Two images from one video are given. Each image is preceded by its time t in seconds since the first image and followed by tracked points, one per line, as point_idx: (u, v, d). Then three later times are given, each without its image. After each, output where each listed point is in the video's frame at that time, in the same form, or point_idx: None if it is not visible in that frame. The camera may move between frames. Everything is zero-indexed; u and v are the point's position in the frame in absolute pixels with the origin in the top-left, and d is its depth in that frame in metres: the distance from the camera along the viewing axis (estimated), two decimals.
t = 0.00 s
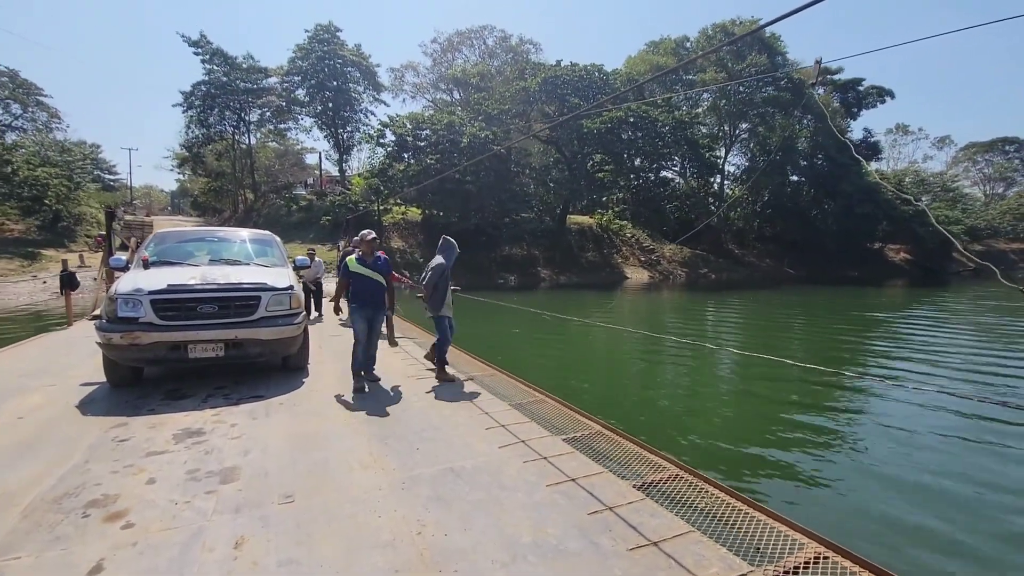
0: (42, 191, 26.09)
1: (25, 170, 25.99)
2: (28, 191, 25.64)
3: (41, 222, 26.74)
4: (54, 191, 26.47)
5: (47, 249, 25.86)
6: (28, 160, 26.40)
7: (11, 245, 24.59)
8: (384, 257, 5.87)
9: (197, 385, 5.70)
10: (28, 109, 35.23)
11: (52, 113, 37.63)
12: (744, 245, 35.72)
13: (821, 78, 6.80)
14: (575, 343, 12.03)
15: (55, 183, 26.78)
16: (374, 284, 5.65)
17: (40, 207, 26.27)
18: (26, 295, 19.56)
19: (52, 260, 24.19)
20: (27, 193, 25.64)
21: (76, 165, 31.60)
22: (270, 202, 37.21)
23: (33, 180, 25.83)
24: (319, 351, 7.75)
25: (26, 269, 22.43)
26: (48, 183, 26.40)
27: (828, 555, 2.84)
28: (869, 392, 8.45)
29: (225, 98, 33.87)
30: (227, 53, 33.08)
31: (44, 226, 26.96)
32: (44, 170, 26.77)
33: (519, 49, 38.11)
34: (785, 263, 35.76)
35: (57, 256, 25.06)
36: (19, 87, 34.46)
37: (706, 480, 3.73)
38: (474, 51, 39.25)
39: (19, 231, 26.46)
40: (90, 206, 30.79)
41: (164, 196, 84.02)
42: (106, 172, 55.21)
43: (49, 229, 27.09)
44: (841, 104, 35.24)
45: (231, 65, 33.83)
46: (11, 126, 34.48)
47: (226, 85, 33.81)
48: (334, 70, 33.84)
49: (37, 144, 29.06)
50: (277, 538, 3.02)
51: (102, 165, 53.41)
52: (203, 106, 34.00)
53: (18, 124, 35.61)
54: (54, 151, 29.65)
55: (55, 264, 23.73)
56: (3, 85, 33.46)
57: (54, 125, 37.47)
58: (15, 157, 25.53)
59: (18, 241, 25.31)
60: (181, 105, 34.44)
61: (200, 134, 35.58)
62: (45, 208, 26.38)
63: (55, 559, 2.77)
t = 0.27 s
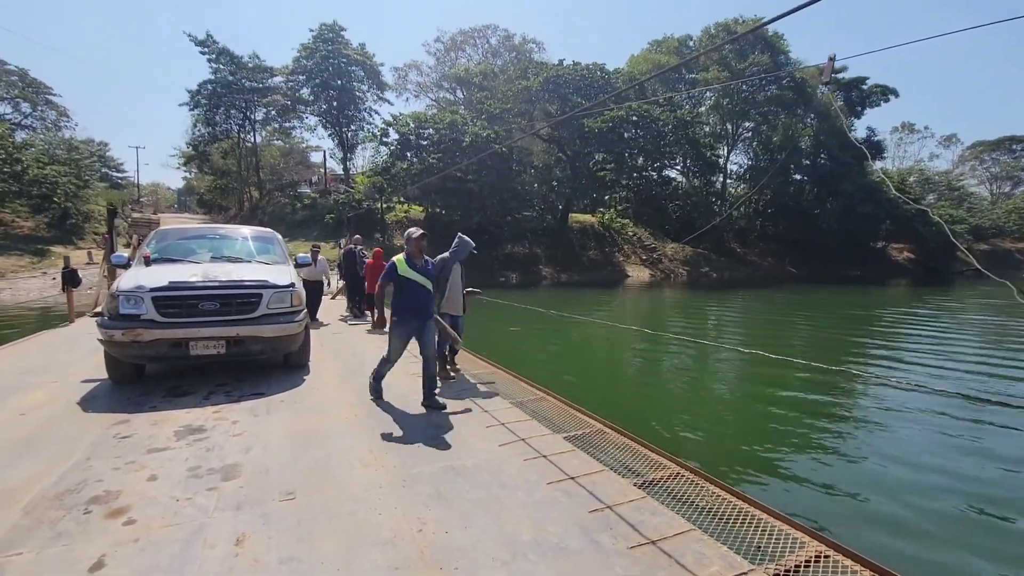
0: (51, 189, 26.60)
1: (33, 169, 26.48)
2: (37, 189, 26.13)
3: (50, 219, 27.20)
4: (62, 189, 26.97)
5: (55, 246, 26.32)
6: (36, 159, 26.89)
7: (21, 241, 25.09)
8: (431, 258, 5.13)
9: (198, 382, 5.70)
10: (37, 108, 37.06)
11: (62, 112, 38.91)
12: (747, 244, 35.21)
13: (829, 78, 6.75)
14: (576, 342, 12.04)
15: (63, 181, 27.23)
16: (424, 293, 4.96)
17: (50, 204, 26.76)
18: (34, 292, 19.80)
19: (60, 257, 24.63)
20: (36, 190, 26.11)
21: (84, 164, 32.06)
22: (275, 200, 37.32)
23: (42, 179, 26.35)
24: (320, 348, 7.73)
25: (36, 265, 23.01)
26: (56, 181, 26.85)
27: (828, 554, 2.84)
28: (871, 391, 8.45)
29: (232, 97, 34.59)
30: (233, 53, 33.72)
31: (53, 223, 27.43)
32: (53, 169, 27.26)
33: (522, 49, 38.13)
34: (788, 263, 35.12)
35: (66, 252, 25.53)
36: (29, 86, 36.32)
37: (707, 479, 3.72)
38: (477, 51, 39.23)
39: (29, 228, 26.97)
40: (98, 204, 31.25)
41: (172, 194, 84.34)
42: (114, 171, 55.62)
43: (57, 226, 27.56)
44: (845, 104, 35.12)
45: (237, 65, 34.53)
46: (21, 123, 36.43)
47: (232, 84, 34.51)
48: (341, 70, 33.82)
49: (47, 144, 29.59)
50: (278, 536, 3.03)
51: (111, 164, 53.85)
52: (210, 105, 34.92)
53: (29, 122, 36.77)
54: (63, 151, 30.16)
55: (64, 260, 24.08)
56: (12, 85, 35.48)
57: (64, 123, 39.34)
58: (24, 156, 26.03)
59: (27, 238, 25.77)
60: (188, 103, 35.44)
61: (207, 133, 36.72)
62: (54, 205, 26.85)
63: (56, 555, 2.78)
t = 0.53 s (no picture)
0: (58, 187, 26.61)
1: (39, 167, 26.52)
2: (44, 187, 26.16)
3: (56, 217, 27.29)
4: (68, 187, 27.03)
5: (61, 243, 26.43)
6: (42, 157, 26.90)
7: (29, 240, 25.20)
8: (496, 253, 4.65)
9: (197, 380, 5.70)
10: (43, 106, 38.41)
11: (68, 111, 40.06)
12: (747, 244, 35.36)
13: (831, 78, 6.73)
14: (577, 340, 12.05)
15: (68, 179, 27.28)
16: (498, 289, 4.44)
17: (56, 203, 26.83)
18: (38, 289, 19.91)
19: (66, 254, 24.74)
20: (43, 189, 26.17)
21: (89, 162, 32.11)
22: (277, 199, 37.36)
23: (49, 177, 26.33)
24: (319, 347, 7.73)
25: (42, 263, 23.15)
26: (62, 180, 26.89)
27: (825, 552, 2.84)
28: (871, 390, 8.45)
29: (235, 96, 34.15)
30: (236, 52, 33.50)
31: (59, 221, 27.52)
32: (58, 167, 27.30)
33: (522, 48, 38.12)
34: (787, 262, 35.34)
35: (72, 250, 25.63)
36: (35, 86, 37.32)
37: (705, 478, 3.72)
38: (479, 50, 39.19)
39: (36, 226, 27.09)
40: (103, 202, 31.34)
41: (176, 192, 84.59)
42: (118, 169, 55.90)
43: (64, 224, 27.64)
44: (845, 104, 35.12)
45: (240, 64, 34.22)
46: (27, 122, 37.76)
47: (235, 83, 34.15)
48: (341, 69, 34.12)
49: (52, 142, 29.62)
50: (277, 533, 3.03)
51: (116, 162, 54.08)
52: (213, 104, 34.40)
53: (34, 121, 38.05)
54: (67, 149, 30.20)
55: (69, 258, 24.20)
56: (19, 83, 36.37)
57: (69, 122, 40.46)
58: (30, 154, 26.05)
59: (35, 236, 25.88)
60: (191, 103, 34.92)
61: (209, 132, 36.21)
62: (60, 203, 26.92)
63: (54, 553, 2.78)
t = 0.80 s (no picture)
0: (67, 186, 26.95)
1: (49, 166, 26.89)
2: (54, 186, 26.51)
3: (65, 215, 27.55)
4: (77, 186, 27.34)
5: (70, 241, 26.70)
6: (52, 157, 27.29)
7: (39, 238, 25.49)
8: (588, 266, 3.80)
9: (198, 378, 5.71)
10: (53, 105, 38.79)
11: (77, 111, 40.29)
12: (750, 243, 35.38)
13: (836, 77, 6.69)
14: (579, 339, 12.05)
15: (78, 179, 27.62)
16: (587, 313, 3.60)
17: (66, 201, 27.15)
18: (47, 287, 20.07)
19: (75, 252, 24.94)
20: (53, 188, 26.53)
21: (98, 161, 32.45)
22: (282, 198, 37.39)
23: (58, 176, 26.71)
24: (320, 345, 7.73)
25: (52, 260, 23.37)
26: (72, 179, 27.22)
27: (824, 551, 2.85)
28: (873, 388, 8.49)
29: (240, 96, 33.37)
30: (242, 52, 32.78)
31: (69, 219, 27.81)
32: (68, 167, 27.67)
33: (526, 47, 38.07)
34: (789, 261, 35.24)
35: (81, 247, 25.85)
36: (45, 86, 37.56)
37: (704, 477, 3.72)
38: (482, 49, 39.14)
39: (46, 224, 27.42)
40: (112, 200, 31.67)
41: (182, 191, 84.84)
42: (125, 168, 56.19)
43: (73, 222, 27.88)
44: (848, 103, 35.07)
45: (246, 64, 33.51)
46: (38, 122, 38.25)
47: (241, 83, 33.39)
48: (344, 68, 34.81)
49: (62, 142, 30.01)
50: (277, 531, 3.04)
51: (124, 161, 54.29)
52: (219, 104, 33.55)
53: (44, 120, 38.47)
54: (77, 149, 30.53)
55: (78, 256, 24.40)
56: (30, 84, 36.73)
57: (78, 122, 40.81)
58: (40, 154, 26.43)
59: (45, 234, 26.17)
60: (196, 103, 34.24)
61: (216, 132, 35.19)
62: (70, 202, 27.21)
63: (57, 549, 2.80)
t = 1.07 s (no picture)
0: (76, 186, 27.07)
1: (59, 166, 26.99)
2: (63, 186, 26.60)
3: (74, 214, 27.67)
4: (86, 186, 27.43)
5: (79, 240, 26.82)
6: (61, 157, 27.39)
7: (49, 237, 25.62)
8: (630, 272, 3.58)
9: (198, 377, 5.72)
10: (61, 107, 38.81)
11: (85, 112, 40.45)
12: (752, 242, 35.51)
13: (837, 76, 6.67)
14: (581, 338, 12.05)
15: (86, 179, 27.72)
16: (614, 317, 3.39)
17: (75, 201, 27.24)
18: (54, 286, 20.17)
19: (84, 250, 25.07)
20: (62, 187, 26.63)
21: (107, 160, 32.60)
22: (286, 197, 37.43)
23: (67, 176, 26.80)
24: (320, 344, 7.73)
25: (61, 259, 23.51)
26: (80, 178, 27.32)
27: (823, 549, 2.85)
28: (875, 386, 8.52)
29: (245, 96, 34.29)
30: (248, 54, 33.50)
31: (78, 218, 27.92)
32: (76, 166, 27.76)
33: (528, 48, 38.06)
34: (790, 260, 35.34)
35: (89, 246, 25.97)
36: (54, 86, 37.70)
37: (704, 475, 3.72)
38: (485, 50, 39.13)
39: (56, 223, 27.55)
40: (120, 200, 31.80)
41: (188, 191, 85.13)
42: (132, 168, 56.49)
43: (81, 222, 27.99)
44: (850, 103, 35.10)
45: (251, 65, 34.20)
46: (47, 123, 38.27)
47: (247, 84, 34.21)
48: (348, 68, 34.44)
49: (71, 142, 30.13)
50: (277, 529, 3.05)
51: (131, 161, 54.49)
52: (224, 104, 34.54)
53: (53, 121, 38.49)
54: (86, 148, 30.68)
55: (87, 255, 24.55)
56: (39, 85, 36.89)
57: (86, 122, 40.82)
58: (49, 154, 26.54)
59: (54, 234, 26.30)
60: (203, 103, 35.05)
61: (221, 131, 36.14)
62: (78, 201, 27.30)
63: (57, 547, 2.80)
